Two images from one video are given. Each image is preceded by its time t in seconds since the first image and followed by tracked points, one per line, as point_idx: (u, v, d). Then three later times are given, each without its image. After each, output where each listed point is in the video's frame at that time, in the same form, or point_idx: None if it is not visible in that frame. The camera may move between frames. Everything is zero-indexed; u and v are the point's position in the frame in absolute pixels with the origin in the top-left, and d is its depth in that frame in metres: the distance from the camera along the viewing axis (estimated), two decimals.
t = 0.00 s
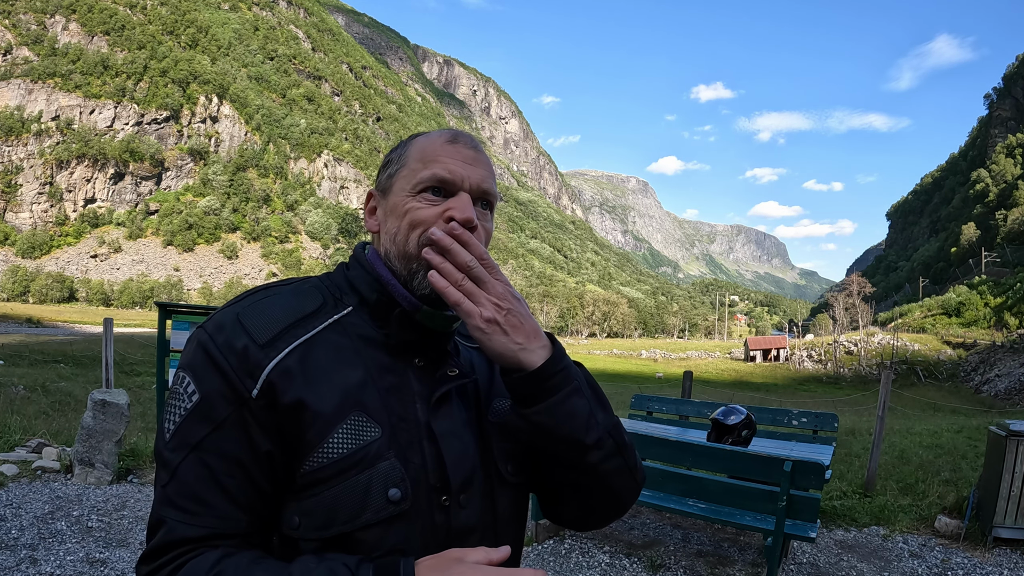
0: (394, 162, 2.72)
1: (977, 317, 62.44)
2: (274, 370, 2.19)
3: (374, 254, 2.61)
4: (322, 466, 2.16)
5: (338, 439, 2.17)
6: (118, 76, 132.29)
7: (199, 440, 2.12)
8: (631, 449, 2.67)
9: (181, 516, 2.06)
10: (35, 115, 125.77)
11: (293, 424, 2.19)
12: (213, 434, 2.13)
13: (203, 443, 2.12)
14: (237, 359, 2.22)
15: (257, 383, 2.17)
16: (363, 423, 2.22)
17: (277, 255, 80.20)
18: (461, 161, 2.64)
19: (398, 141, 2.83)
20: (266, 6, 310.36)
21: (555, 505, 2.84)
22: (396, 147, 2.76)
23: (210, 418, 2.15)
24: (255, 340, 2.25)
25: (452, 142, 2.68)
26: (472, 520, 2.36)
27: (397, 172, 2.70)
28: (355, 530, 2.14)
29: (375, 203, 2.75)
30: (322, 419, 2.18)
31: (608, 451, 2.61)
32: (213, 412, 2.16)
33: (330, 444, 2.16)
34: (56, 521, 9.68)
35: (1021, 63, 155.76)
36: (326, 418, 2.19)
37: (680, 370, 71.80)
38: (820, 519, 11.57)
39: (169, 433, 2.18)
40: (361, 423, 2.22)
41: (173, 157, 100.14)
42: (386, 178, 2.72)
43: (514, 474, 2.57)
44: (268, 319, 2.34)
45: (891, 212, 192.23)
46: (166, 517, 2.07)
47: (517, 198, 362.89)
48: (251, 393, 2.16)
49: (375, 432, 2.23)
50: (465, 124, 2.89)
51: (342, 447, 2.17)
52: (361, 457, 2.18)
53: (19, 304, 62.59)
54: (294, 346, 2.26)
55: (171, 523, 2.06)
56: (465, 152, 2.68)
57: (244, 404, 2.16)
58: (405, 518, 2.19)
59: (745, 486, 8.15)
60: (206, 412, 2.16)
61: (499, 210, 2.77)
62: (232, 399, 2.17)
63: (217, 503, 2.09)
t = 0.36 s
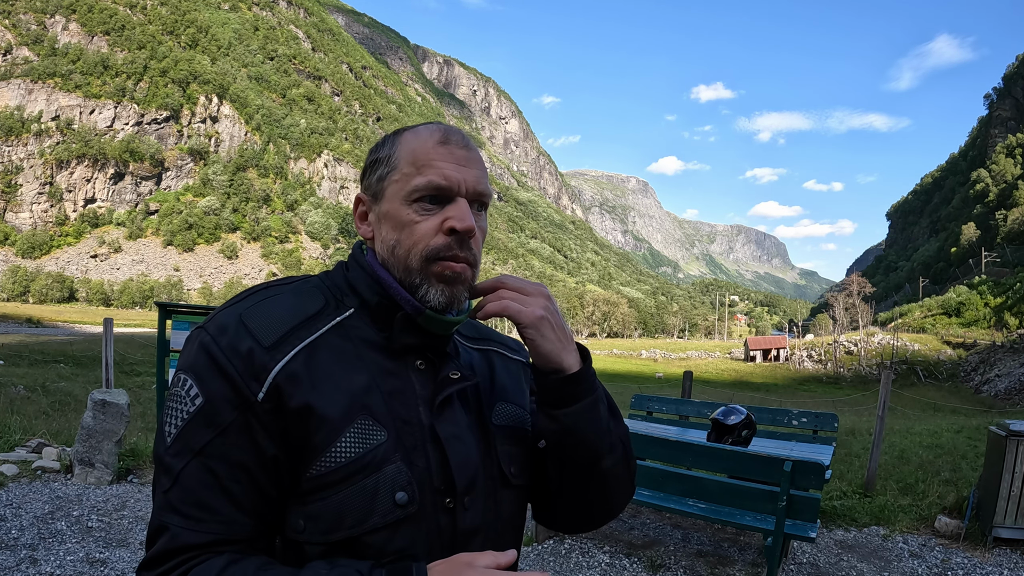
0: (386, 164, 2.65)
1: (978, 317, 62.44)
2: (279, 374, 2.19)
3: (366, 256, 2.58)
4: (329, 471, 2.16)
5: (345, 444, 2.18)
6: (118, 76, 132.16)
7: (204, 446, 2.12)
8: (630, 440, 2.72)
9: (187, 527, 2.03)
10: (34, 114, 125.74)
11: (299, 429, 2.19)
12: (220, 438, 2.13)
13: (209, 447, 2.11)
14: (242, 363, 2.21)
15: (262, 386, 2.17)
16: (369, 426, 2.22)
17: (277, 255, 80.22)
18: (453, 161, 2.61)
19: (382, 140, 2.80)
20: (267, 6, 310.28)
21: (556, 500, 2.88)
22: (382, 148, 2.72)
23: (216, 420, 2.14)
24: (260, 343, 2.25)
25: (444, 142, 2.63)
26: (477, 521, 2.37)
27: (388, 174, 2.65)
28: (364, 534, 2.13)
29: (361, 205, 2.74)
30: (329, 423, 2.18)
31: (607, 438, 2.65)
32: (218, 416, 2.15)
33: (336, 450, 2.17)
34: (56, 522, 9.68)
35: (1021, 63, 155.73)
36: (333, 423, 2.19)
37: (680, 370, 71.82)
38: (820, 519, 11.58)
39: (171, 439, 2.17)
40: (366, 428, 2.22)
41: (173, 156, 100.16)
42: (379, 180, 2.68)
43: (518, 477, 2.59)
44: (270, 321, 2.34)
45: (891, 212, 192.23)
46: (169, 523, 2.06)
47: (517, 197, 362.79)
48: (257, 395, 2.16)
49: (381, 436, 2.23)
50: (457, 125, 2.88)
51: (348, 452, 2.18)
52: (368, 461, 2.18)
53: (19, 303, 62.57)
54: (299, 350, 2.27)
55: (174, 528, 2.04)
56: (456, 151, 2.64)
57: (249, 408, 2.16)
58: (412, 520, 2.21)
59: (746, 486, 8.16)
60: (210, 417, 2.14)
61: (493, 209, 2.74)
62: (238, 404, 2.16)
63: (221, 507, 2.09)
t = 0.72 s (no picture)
0: (379, 162, 2.62)
1: (978, 317, 62.45)
2: (276, 373, 2.19)
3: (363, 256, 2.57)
4: (328, 471, 2.16)
5: (342, 445, 2.17)
6: (119, 76, 132.24)
7: (203, 445, 2.12)
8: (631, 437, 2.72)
9: (187, 529, 2.04)
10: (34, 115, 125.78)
11: (298, 429, 2.20)
12: (217, 437, 2.13)
13: (207, 448, 2.12)
14: (239, 364, 2.21)
15: (259, 387, 2.17)
16: (367, 427, 2.23)
17: (277, 255, 80.24)
18: (450, 161, 2.61)
19: (375, 137, 2.78)
20: (267, 6, 310.00)
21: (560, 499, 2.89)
22: (376, 143, 2.70)
23: (214, 421, 2.14)
24: (256, 344, 2.25)
25: (442, 143, 2.63)
26: (476, 522, 2.37)
27: (381, 172, 2.61)
28: (363, 535, 2.14)
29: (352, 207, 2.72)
30: (328, 425, 2.18)
31: (608, 434, 2.65)
32: (215, 418, 2.14)
33: (335, 451, 2.17)
34: (56, 522, 9.67)
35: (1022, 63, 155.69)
36: (330, 426, 2.18)
37: (680, 370, 71.84)
38: (820, 519, 11.56)
39: (168, 440, 2.16)
40: (365, 429, 2.22)
41: (173, 156, 100.18)
42: (372, 178, 2.64)
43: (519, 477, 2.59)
44: (268, 321, 2.34)
45: (891, 212, 192.25)
46: (167, 525, 2.06)
47: (517, 197, 362.76)
48: (255, 395, 2.16)
49: (379, 436, 2.23)
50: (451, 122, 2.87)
51: (345, 453, 2.17)
52: (366, 462, 2.18)
53: (19, 304, 62.61)
54: (296, 350, 2.26)
55: (173, 529, 2.04)
56: (452, 150, 2.62)
57: (248, 407, 2.17)
58: (415, 520, 2.21)
59: (745, 486, 8.16)
60: (209, 417, 2.15)
61: (488, 206, 2.73)
62: (236, 405, 2.16)
63: (219, 509, 2.09)
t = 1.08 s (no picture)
0: (377, 161, 2.61)
1: (978, 317, 62.46)
2: (273, 372, 2.19)
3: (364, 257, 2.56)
4: (327, 471, 2.16)
5: (339, 446, 2.18)
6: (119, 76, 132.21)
7: (200, 448, 2.12)
8: (638, 427, 2.72)
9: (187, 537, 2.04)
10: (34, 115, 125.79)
11: (294, 430, 2.20)
12: (216, 438, 2.13)
13: (203, 450, 2.12)
14: (236, 364, 2.21)
15: (256, 385, 2.18)
16: (366, 425, 2.23)
17: (277, 255, 80.34)
18: (452, 161, 2.61)
19: (370, 137, 2.77)
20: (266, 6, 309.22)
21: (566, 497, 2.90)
22: (372, 143, 2.70)
23: (211, 423, 2.15)
24: (253, 344, 2.25)
25: (441, 141, 2.63)
26: (478, 522, 2.36)
27: (379, 171, 2.60)
28: (362, 534, 2.14)
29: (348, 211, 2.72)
30: (325, 427, 2.18)
31: (615, 424, 2.66)
32: (213, 418, 2.16)
33: (332, 452, 2.16)
34: (56, 522, 9.68)
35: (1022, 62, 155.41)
36: (328, 427, 2.19)
37: (680, 370, 71.90)
38: (820, 519, 11.57)
39: (166, 441, 2.17)
40: (363, 427, 2.22)
41: (173, 157, 100.27)
42: (369, 180, 2.64)
43: (520, 476, 2.60)
44: (265, 321, 2.34)
45: (891, 212, 192.10)
46: (167, 527, 2.05)
47: (517, 197, 362.52)
48: (249, 397, 2.16)
49: (377, 435, 2.24)
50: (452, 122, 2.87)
51: (345, 453, 2.17)
52: (363, 462, 2.19)
53: (18, 303, 62.54)
54: (292, 351, 2.26)
55: (172, 532, 2.04)
56: (449, 148, 2.64)
57: (244, 408, 2.17)
58: (417, 526, 2.22)
59: (745, 486, 8.18)
60: (204, 418, 2.15)
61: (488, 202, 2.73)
62: (233, 405, 2.17)
63: (217, 511, 2.09)
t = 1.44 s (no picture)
0: (377, 164, 2.66)
1: (978, 317, 62.43)
2: (273, 366, 2.20)
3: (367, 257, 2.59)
4: (328, 467, 2.15)
5: (340, 441, 2.17)
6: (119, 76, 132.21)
7: (199, 439, 2.11)
8: (636, 414, 2.78)
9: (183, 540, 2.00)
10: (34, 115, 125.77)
11: (295, 426, 2.19)
12: (216, 432, 2.12)
13: (203, 442, 2.10)
14: (238, 354, 2.20)
15: (257, 380, 2.18)
16: (367, 420, 2.24)
17: (277, 255, 80.41)
18: (445, 162, 2.61)
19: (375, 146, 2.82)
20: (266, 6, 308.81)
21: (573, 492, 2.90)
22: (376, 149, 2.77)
23: (210, 414, 2.13)
24: (254, 335, 2.24)
25: (434, 141, 2.62)
26: (479, 518, 2.37)
27: (378, 173, 2.65)
28: (363, 532, 2.14)
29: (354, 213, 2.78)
30: (326, 421, 2.18)
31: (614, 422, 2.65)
32: (213, 410, 2.14)
33: (333, 448, 2.16)
34: (56, 522, 9.67)
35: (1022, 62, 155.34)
36: (329, 421, 2.18)
37: (679, 370, 71.88)
38: (820, 519, 11.56)
39: (164, 434, 2.16)
40: (364, 422, 2.24)
41: (173, 157, 100.26)
42: (370, 183, 2.68)
43: (522, 472, 2.59)
44: (267, 315, 2.34)
45: (891, 211, 192.04)
46: (164, 521, 2.04)
47: (517, 197, 362.38)
48: (250, 389, 2.16)
49: (378, 431, 2.23)
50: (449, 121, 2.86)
51: (345, 450, 2.16)
52: (364, 458, 2.18)
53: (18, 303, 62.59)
54: (293, 344, 2.26)
55: (171, 525, 2.03)
56: (449, 150, 2.63)
57: (244, 401, 2.16)
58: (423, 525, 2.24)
59: (744, 486, 8.19)
60: (205, 411, 2.14)
61: (489, 207, 2.75)
62: (234, 397, 2.16)
63: (218, 506, 2.09)
